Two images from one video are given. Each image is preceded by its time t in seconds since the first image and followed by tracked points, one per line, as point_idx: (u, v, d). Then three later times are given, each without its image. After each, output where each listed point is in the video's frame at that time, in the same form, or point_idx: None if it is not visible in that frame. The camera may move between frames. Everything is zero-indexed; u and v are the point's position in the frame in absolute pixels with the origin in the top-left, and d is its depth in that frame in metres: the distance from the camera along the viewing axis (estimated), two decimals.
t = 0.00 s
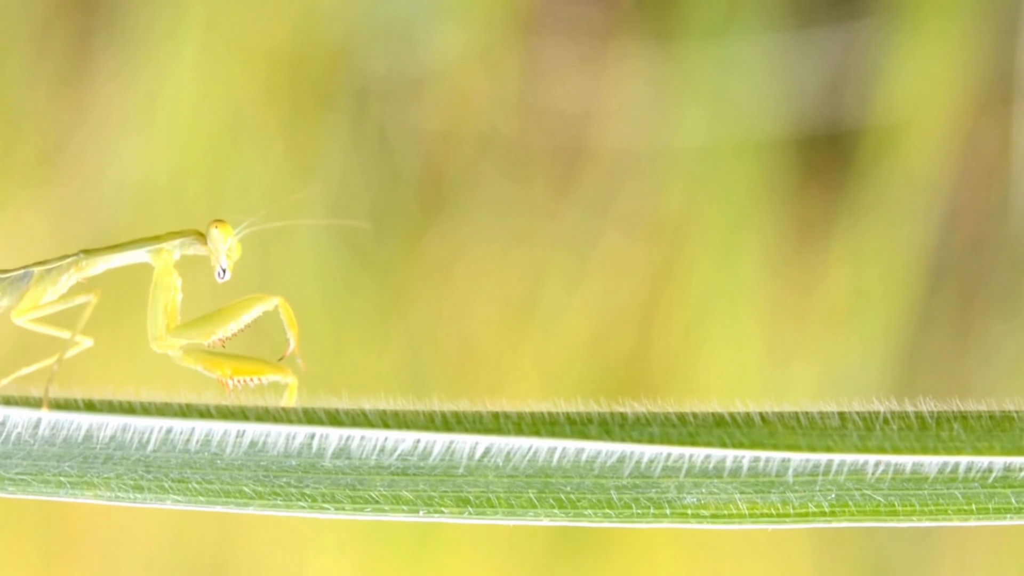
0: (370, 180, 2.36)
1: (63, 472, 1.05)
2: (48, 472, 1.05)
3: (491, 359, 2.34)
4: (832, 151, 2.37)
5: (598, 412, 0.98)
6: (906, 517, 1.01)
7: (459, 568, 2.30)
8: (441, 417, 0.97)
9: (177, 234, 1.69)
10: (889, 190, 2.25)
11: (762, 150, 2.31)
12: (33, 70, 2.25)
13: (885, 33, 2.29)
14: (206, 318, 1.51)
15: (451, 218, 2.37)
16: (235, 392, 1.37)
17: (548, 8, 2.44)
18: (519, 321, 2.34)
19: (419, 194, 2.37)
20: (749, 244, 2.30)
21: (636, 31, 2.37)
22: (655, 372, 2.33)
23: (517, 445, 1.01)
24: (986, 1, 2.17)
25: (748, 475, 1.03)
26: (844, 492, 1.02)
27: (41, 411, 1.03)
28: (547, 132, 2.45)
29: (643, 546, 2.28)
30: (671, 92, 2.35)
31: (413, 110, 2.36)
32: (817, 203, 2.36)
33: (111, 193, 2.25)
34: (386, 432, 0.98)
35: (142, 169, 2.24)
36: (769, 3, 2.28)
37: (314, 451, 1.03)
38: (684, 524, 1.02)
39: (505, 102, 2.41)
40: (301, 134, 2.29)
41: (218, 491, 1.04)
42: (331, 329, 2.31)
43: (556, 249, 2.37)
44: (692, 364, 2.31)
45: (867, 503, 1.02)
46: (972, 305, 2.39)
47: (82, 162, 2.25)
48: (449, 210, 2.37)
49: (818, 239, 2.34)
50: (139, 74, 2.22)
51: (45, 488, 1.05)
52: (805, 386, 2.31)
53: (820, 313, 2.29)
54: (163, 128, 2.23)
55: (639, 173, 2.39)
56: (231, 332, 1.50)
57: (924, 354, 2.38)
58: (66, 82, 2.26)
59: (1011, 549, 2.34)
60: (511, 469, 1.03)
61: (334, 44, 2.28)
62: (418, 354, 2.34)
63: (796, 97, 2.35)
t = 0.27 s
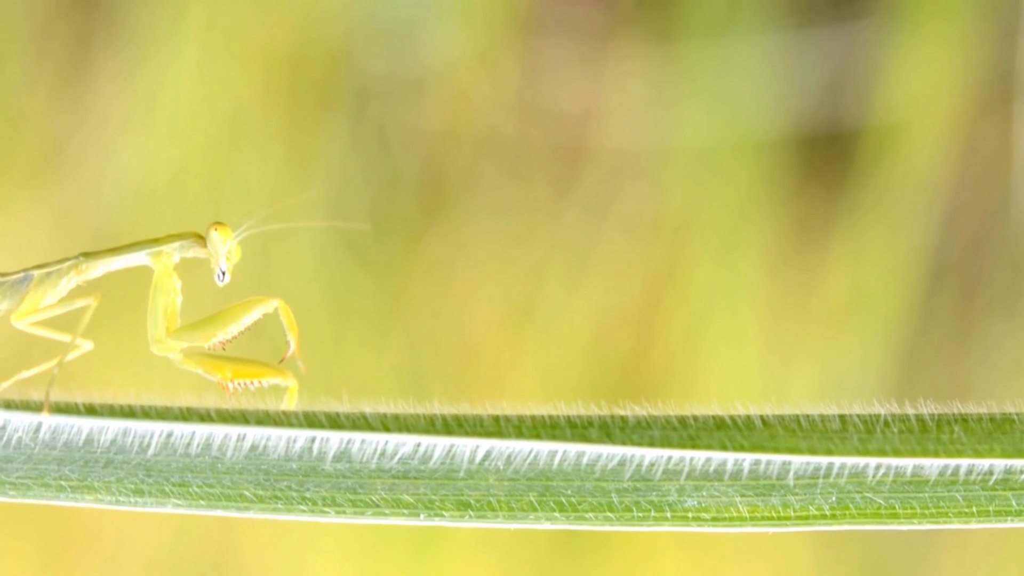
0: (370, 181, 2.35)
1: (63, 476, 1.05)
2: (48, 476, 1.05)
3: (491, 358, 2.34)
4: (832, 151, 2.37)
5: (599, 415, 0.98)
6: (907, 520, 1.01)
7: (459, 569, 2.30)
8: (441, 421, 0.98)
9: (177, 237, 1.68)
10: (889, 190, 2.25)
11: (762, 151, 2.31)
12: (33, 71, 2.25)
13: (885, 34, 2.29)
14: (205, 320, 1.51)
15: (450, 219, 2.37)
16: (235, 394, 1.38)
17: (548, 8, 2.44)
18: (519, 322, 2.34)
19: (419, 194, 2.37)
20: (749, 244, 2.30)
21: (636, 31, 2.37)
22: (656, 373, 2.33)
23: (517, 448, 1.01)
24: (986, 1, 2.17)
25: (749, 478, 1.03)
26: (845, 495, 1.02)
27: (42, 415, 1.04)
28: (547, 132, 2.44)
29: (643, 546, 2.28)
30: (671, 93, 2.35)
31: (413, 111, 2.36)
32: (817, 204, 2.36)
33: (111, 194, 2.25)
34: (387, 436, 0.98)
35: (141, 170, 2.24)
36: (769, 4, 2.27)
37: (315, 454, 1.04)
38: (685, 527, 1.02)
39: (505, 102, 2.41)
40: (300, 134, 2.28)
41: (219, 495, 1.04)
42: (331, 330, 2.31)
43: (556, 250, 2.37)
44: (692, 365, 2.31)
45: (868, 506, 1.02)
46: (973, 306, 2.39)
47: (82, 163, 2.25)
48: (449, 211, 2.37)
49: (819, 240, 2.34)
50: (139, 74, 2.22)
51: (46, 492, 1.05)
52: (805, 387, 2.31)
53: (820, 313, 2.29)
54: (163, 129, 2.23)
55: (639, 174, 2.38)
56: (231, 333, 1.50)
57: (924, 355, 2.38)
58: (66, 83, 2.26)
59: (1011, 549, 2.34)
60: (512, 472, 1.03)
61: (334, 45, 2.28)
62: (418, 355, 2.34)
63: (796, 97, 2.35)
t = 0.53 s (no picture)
0: (370, 182, 2.35)
1: (64, 478, 1.05)
2: (48, 478, 1.05)
3: (491, 359, 2.34)
4: (832, 151, 2.37)
5: (600, 417, 0.98)
6: (908, 521, 1.01)
7: (459, 570, 2.30)
8: (442, 422, 0.98)
9: (177, 239, 1.69)
10: (889, 191, 2.25)
11: (762, 151, 2.31)
12: (33, 72, 2.25)
13: (885, 35, 2.29)
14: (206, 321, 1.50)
15: (450, 220, 2.37)
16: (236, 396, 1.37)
17: (548, 9, 2.44)
18: (519, 323, 2.35)
19: (419, 195, 2.37)
20: (749, 245, 2.30)
21: (636, 32, 2.37)
22: (655, 374, 2.33)
23: (518, 450, 1.01)
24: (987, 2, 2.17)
25: (750, 480, 1.03)
26: (846, 497, 1.02)
27: (42, 417, 1.04)
28: (547, 133, 2.44)
29: (643, 547, 2.28)
30: (670, 94, 2.35)
31: (412, 112, 2.36)
32: (817, 204, 2.36)
33: (111, 195, 2.25)
34: (387, 437, 0.99)
35: (141, 171, 2.24)
36: (769, 5, 2.27)
37: (316, 456, 1.04)
38: (686, 528, 1.02)
39: (504, 103, 2.41)
40: (300, 135, 2.29)
41: (219, 497, 1.04)
42: (331, 331, 2.31)
43: (556, 251, 2.37)
44: (692, 366, 2.31)
45: (869, 507, 1.02)
46: (973, 306, 2.39)
47: (82, 164, 2.25)
48: (449, 212, 2.37)
49: (818, 241, 2.34)
50: (138, 75, 2.22)
51: (46, 493, 1.05)
52: (805, 388, 2.31)
53: (820, 314, 2.29)
54: (163, 130, 2.23)
55: (639, 174, 2.39)
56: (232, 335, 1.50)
57: (924, 356, 2.38)
58: (66, 84, 2.26)
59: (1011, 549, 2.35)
60: (512, 474, 1.02)
61: (334, 46, 2.28)
62: (418, 356, 2.34)
63: (796, 98, 2.35)
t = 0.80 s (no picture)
0: (370, 182, 2.35)
1: (64, 478, 1.05)
2: (48, 478, 1.05)
3: (491, 359, 2.34)
4: (832, 151, 2.37)
5: (600, 417, 0.98)
6: (908, 521, 1.01)
7: (459, 570, 2.30)
8: (442, 422, 0.98)
9: (179, 241, 1.69)
10: (889, 190, 2.25)
11: (762, 151, 2.31)
12: (33, 72, 2.25)
13: (884, 35, 2.29)
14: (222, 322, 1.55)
15: (450, 220, 2.37)
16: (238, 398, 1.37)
17: (548, 9, 2.44)
18: (519, 323, 2.34)
19: (419, 195, 2.37)
20: (748, 245, 2.30)
21: (636, 32, 2.37)
22: (655, 374, 2.33)
23: (518, 450, 1.01)
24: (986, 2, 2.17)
25: (750, 480, 1.03)
26: (846, 497, 1.02)
27: (42, 418, 1.04)
28: (547, 133, 2.44)
29: (644, 547, 2.28)
30: (670, 94, 2.35)
31: (412, 112, 2.36)
32: (817, 204, 2.36)
33: (111, 195, 2.25)
34: (388, 438, 0.99)
35: (141, 171, 2.24)
36: (769, 4, 2.27)
37: (316, 456, 1.04)
38: (686, 528, 1.02)
39: (504, 103, 2.40)
40: (300, 135, 2.29)
41: (220, 497, 1.04)
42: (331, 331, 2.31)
43: (556, 251, 2.37)
44: (692, 366, 2.31)
45: (870, 508, 1.02)
46: (974, 306, 2.38)
47: (82, 164, 2.25)
48: (449, 212, 2.37)
49: (818, 241, 2.34)
50: (138, 75, 2.22)
51: (47, 494, 1.05)
52: (805, 388, 2.31)
53: (820, 314, 2.29)
54: (163, 130, 2.23)
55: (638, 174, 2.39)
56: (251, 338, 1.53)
57: (924, 356, 2.38)
58: (66, 84, 2.27)
59: (1009, 547, 2.36)
60: (512, 474, 1.03)
61: (334, 46, 2.28)
62: (418, 356, 2.34)
63: (796, 97, 2.35)
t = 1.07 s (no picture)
0: (370, 182, 2.35)
1: (64, 481, 1.05)
2: (49, 481, 1.05)
3: (492, 360, 2.34)
4: (833, 151, 2.36)
5: (600, 420, 0.98)
6: (909, 523, 1.01)
7: (460, 570, 2.30)
8: (442, 425, 0.97)
9: (186, 248, 1.69)
10: (888, 190, 2.26)
11: (762, 151, 2.31)
12: (33, 72, 2.25)
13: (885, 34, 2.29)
14: (263, 344, 1.43)
15: (450, 220, 2.37)
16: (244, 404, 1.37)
17: (548, 8, 2.43)
18: (519, 323, 2.35)
19: (419, 195, 2.36)
20: (748, 245, 2.30)
21: (636, 32, 2.37)
22: (656, 374, 2.33)
23: (519, 453, 1.01)
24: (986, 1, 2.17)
25: (751, 482, 1.03)
26: (846, 499, 1.02)
27: (42, 422, 1.03)
28: (547, 133, 2.44)
29: (644, 548, 2.28)
30: (670, 94, 2.35)
31: (412, 112, 2.36)
32: (818, 203, 2.34)
33: (111, 195, 2.25)
34: (388, 440, 0.99)
35: (142, 171, 2.24)
36: (769, 4, 2.27)
37: (316, 459, 1.03)
38: (688, 531, 1.02)
39: (504, 103, 2.40)
40: (300, 135, 2.29)
41: (220, 500, 1.04)
42: (331, 332, 2.31)
43: (556, 251, 2.37)
44: (693, 366, 2.31)
45: (870, 510, 1.02)
46: (973, 306, 2.39)
47: (82, 165, 2.25)
48: (449, 212, 2.37)
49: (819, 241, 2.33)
50: (138, 75, 2.22)
51: (48, 497, 1.05)
52: (805, 388, 2.31)
53: (820, 314, 2.29)
54: (163, 131, 2.23)
55: (639, 174, 2.39)
56: (284, 360, 1.44)
57: (925, 356, 2.38)
58: (65, 84, 2.26)
59: (1011, 549, 2.35)
60: (513, 477, 1.03)
61: (334, 45, 2.28)
62: (419, 356, 2.34)
63: (796, 97, 2.35)
